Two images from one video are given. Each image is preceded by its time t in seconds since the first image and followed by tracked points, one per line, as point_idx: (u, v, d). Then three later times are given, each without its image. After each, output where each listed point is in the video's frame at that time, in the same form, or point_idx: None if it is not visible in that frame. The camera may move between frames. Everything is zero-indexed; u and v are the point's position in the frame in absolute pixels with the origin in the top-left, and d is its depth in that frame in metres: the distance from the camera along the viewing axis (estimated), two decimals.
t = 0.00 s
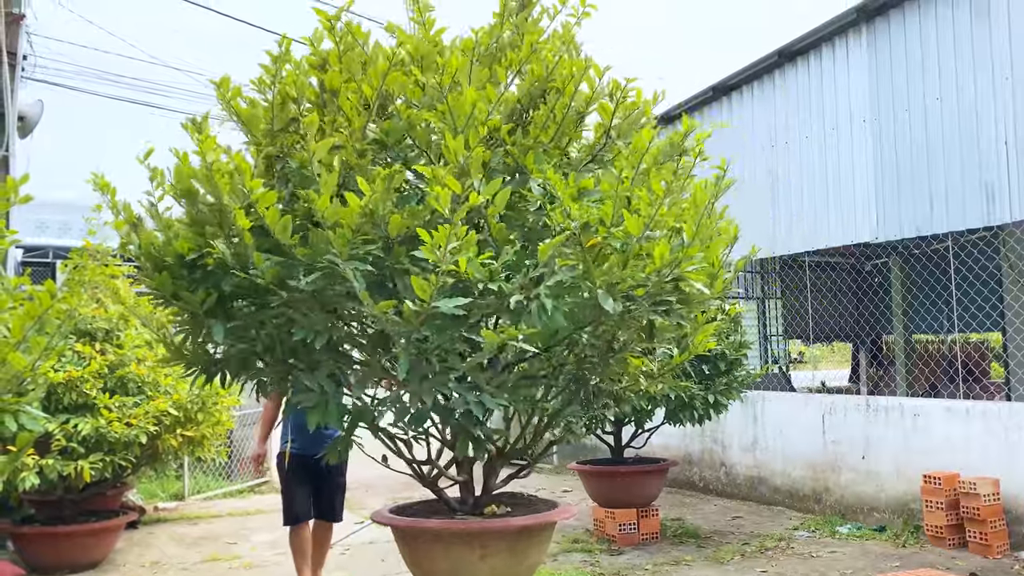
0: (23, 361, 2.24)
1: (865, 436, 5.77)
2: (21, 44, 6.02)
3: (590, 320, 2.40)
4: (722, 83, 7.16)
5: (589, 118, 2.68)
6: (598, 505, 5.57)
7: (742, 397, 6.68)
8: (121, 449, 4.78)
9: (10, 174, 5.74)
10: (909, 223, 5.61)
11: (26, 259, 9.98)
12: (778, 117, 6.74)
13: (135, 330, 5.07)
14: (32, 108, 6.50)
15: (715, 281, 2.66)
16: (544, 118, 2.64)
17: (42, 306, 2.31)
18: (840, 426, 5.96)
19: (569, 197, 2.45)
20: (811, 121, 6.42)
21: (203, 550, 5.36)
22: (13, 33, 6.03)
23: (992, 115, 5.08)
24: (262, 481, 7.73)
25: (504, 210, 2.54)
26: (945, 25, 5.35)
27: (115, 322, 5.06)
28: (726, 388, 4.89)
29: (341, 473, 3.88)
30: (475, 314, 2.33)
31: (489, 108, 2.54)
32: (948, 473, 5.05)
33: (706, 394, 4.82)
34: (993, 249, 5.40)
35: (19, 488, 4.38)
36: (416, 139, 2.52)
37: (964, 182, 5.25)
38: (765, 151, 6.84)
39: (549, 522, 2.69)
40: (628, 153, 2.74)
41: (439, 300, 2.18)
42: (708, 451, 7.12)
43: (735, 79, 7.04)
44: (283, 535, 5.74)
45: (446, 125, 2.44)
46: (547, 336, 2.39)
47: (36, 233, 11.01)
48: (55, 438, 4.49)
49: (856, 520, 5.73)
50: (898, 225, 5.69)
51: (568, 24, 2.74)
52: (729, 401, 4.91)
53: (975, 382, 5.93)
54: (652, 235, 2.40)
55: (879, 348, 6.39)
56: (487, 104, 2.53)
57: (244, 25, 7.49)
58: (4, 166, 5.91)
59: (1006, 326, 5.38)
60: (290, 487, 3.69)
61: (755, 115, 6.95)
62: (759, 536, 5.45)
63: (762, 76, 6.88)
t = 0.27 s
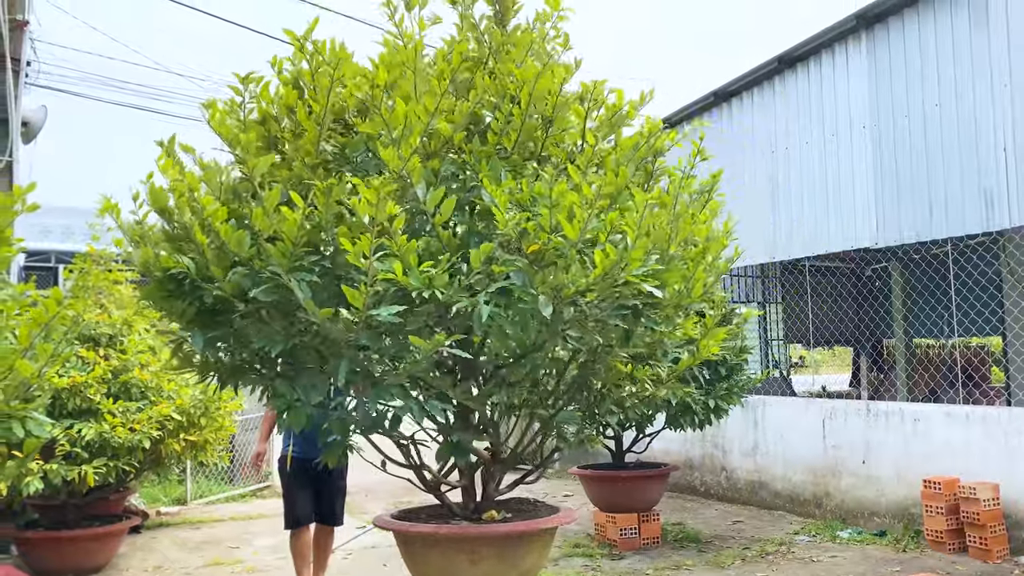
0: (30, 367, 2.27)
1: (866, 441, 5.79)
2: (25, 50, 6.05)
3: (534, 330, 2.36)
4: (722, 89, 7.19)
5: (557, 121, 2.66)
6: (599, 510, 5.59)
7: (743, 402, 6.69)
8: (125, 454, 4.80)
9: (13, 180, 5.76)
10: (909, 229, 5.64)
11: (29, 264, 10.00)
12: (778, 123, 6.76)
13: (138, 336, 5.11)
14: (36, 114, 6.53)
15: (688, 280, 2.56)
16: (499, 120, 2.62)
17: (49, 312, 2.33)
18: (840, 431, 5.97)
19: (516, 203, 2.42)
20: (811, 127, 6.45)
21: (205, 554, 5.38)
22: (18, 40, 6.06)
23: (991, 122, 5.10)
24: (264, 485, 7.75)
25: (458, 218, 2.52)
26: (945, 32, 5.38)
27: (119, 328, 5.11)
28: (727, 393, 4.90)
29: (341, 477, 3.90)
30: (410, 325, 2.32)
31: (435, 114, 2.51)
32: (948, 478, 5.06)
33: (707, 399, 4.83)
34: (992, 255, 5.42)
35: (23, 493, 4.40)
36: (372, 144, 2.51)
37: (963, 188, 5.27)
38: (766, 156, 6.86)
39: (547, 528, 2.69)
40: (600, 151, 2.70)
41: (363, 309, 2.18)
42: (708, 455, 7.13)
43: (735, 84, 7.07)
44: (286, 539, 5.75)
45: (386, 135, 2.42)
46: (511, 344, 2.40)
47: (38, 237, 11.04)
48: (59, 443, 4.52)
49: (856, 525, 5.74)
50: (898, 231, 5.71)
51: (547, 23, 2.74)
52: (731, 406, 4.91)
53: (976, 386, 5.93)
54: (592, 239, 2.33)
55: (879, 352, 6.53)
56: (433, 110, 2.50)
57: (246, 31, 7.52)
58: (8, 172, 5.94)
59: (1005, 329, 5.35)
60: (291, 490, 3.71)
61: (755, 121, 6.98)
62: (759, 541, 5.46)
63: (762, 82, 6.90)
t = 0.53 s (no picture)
0: (35, 370, 2.26)
1: (868, 445, 5.78)
2: (28, 54, 6.05)
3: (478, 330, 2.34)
4: (725, 93, 7.20)
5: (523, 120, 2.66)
6: (602, 513, 5.58)
7: (745, 405, 6.69)
8: (128, 457, 4.80)
9: (17, 184, 5.77)
10: (911, 232, 5.64)
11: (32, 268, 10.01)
12: (780, 127, 6.77)
13: (141, 339, 5.11)
14: (39, 117, 6.54)
15: (648, 277, 2.42)
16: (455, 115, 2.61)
17: (54, 315, 2.33)
18: (843, 435, 5.97)
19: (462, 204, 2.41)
20: (813, 130, 6.45)
21: (208, 558, 5.38)
22: (21, 44, 6.07)
23: (993, 125, 5.10)
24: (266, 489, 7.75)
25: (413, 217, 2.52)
26: (947, 36, 5.38)
27: (122, 331, 5.09)
28: (729, 396, 4.90)
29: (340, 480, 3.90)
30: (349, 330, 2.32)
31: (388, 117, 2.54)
32: (951, 482, 5.05)
33: (709, 402, 4.82)
34: (995, 258, 5.41)
35: (26, 496, 4.40)
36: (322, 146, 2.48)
37: (966, 192, 5.27)
38: (768, 160, 6.86)
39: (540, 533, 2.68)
40: (573, 148, 2.65)
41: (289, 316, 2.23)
42: (711, 459, 7.12)
43: (737, 88, 7.07)
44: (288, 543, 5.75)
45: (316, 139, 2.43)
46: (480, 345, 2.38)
47: (41, 241, 11.05)
48: (62, 446, 4.52)
49: (859, 529, 5.73)
50: (900, 234, 5.71)
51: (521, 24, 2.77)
52: (733, 410, 4.91)
53: (979, 391, 5.92)
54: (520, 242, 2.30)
55: (882, 356, 6.40)
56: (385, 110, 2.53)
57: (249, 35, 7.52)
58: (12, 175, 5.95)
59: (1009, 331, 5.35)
60: (293, 489, 3.73)
61: (757, 125, 6.98)
62: (762, 545, 5.46)
63: (764, 86, 6.91)
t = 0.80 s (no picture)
0: (31, 374, 2.24)
1: (870, 450, 5.76)
2: (28, 59, 6.04)
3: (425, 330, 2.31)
4: (725, 97, 7.19)
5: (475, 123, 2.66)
6: (602, 519, 5.55)
7: (746, 410, 6.67)
8: (126, 462, 4.78)
9: (16, 188, 5.75)
10: (911, 236, 5.62)
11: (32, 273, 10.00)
12: (780, 132, 6.76)
13: (140, 344, 5.12)
14: (39, 122, 6.53)
15: (602, 277, 2.33)
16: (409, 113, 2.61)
17: (49, 319, 2.31)
18: (844, 440, 5.95)
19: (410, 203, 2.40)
20: (813, 135, 6.44)
21: (206, 563, 5.36)
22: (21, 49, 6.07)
23: (995, 129, 5.09)
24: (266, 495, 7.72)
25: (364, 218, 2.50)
26: (948, 40, 5.37)
27: (120, 336, 5.11)
28: (730, 401, 4.87)
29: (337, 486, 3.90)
30: (283, 338, 2.34)
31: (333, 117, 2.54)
32: (954, 487, 5.03)
33: (710, 407, 4.80)
34: (997, 262, 5.40)
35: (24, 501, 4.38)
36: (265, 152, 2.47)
37: (967, 196, 5.25)
38: (768, 164, 6.85)
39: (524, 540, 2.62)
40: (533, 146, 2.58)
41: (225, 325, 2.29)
42: (712, 464, 7.09)
43: (737, 93, 7.06)
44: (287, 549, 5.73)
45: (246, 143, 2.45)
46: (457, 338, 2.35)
47: (41, 246, 11.04)
48: (60, 451, 4.50)
49: (861, 535, 5.71)
50: (901, 238, 5.69)
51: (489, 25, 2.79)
52: (734, 414, 4.89)
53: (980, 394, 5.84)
54: (449, 246, 2.26)
55: (882, 362, 6.36)
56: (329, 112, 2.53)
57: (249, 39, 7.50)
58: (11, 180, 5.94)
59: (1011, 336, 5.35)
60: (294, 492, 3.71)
61: (758, 130, 6.97)
62: (763, 550, 5.43)
63: (764, 90, 6.90)
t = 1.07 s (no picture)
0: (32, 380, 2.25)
1: (872, 455, 5.75)
2: (32, 65, 6.07)
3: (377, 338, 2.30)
4: (727, 103, 7.19)
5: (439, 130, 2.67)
6: (604, 525, 5.55)
7: (748, 415, 6.66)
8: (127, 468, 4.78)
9: (19, 194, 5.77)
10: (913, 241, 5.62)
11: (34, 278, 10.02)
12: (781, 137, 6.76)
13: (142, 349, 5.12)
14: (41, 128, 6.55)
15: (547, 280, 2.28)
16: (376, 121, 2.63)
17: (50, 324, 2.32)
18: (846, 445, 5.94)
19: (369, 211, 2.40)
20: (815, 140, 6.45)
21: (207, 569, 5.35)
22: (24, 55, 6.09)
23: (995, 135, 5.09)
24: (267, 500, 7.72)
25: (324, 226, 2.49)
26: (949, 46, 5.38)
27: (122, 341, 5.10)
28: (732, 407, 4.86)
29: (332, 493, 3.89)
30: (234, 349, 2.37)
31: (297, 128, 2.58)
32: (956, 492, 5.02)
33: (711, 412, 4.80)
34: (998, 267, 5.38)
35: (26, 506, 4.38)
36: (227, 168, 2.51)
37: (968, 201, 5.25)
38: (769, 169, 6.86)
39: (522, 546, 2.60)
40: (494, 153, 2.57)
41: (183, 338, 2.37)
42: (714, 470, 7.08)
43: (738, 98, 7.07)
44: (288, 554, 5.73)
45: (207, 161, 2.49)
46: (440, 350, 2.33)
47: (43, 251, 11.06)
48: (61, 456, 4.51)
49: (863, 540, 5.69)
50: (903, 244, 5.69)
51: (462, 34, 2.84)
52: (735, 420, 4.88)
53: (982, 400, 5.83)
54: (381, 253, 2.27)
55: (884, 367, 6.38)
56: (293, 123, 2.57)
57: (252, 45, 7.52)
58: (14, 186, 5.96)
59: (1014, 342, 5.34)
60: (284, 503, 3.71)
61: (759, 135, 6.98)
62: (765, 556, 5.42)
63: (765, 96, 6.91)
